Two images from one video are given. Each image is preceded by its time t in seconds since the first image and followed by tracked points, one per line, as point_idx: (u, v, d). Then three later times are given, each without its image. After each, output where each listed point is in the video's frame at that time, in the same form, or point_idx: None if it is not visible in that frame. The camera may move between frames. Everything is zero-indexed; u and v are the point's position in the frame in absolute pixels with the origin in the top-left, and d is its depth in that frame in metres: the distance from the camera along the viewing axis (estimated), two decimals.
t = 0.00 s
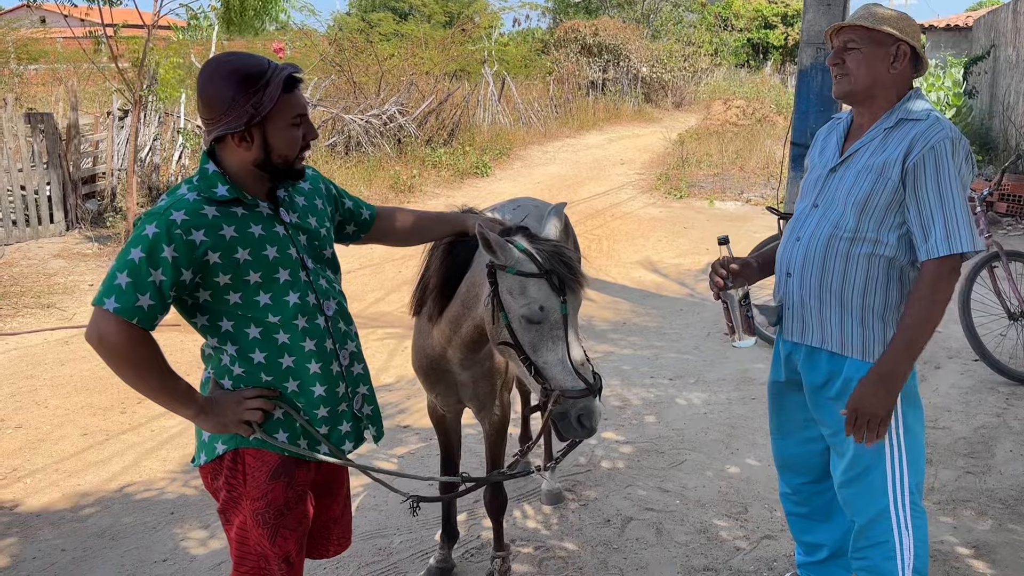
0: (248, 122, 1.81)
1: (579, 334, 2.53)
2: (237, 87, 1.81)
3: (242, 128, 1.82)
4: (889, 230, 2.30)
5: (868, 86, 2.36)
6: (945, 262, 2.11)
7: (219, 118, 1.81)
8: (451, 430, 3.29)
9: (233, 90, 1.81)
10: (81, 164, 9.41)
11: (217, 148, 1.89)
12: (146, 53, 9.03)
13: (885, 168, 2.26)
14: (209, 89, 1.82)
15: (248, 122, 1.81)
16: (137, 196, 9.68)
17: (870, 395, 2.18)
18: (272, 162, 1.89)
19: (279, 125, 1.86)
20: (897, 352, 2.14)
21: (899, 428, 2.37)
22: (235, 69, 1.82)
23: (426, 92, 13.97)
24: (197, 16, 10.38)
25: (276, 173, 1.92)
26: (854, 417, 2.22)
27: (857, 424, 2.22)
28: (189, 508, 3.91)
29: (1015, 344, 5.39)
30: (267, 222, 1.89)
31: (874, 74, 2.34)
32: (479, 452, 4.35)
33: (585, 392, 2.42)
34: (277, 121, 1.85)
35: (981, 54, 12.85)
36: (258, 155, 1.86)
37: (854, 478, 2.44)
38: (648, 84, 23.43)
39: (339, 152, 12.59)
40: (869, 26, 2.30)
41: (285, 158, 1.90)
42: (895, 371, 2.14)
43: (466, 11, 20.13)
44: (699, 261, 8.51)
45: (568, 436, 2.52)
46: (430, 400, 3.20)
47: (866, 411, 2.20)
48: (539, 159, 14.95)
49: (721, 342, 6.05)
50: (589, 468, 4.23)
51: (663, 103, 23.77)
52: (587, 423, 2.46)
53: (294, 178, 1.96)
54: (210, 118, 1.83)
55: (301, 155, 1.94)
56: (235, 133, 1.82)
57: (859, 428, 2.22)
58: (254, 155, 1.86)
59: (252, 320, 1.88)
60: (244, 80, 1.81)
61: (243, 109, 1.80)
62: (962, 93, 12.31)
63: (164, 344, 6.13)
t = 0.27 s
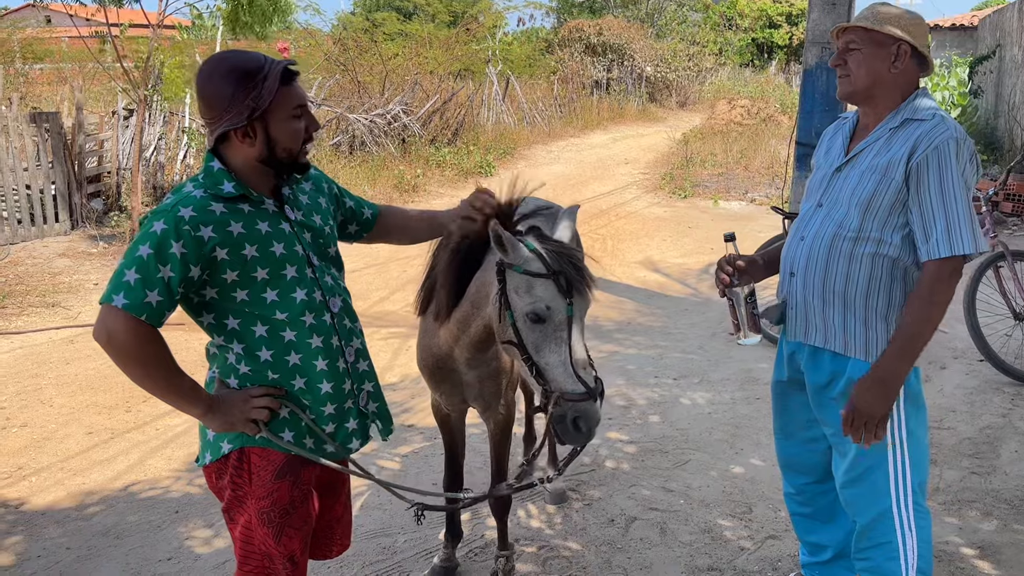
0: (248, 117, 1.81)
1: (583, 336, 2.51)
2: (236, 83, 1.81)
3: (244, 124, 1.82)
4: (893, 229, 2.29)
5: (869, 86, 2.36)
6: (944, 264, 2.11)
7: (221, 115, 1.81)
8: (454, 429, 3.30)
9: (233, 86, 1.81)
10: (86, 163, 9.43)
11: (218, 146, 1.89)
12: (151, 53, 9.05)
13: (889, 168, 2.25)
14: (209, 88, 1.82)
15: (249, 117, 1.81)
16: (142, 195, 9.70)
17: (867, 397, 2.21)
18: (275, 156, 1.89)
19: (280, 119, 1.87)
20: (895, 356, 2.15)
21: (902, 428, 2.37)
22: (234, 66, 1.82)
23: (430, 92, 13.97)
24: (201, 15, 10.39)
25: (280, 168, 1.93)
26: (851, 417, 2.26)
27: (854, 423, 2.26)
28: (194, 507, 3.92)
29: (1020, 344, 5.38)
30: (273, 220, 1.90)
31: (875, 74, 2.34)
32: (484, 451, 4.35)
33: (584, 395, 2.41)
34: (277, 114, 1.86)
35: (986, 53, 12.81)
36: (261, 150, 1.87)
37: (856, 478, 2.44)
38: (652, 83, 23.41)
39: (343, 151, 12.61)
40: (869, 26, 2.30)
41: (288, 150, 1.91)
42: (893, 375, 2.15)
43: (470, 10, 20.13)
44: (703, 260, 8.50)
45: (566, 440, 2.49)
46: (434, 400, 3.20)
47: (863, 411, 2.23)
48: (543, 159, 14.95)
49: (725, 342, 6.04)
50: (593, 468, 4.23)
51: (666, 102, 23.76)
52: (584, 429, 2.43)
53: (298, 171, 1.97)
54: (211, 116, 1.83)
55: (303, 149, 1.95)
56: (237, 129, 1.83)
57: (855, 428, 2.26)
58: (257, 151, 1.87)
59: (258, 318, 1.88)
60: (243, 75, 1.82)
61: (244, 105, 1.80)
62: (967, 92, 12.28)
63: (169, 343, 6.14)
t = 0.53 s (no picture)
0: (244, 117, 1.81)
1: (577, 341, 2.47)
2: (233, 83, 1.81)
3: (239, 125, 1.82)
4: (897, 230, 2.28)
5: (877, 85, 2.35)
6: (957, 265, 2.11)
7: (217, 116, 1.82)
8: (457, 428, 3.30)
9: (229, 88, 1.81)
10: (90, 163, 9.45)
11: (217, 147, 1.90)
12: (154, 53, 9.06)
13: (894, 168, 2.25)
14: (206, 88, 1.83)
15: (245, 117, 1.81)
16: (145, 195, 9.72)
17: (898, 406, 2.17)
18: (272, 158, 1.89)
19: (277, 119, 1.87)
20: (920, 362, 2.12)
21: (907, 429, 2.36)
22: (230, 66, 1.82)
23: (433, 92, 13.97)
24: (204, 15, 10.39)
25: (278, 169, 1.93)
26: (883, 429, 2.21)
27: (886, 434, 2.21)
28: (196, 506, 3.92)
29: None
30: (269, 221, 1.89)
31: (883, 73, 2.33)
32: (486, 451, 4.35)
33: (571, 400, 2.39)
34: (274, 115, 1.86)
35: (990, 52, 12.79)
36: (259, 151, 1.87)
37: (860, 479, 2.43)
38: (655, 83, 23.39)
39: (346, 151, 12.62)
40: (878, 25, 2.29)
41: (286, 152, 1.90)
42: (922, 383, 2.12)
43: (473, 10, 20.12)
44: (706, 260, 8.49)
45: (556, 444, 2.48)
46: (438, 400, 3.20)
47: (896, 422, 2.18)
48: (546, 158, 14.95)
49: (728, 342, 6.04)
50: (595, 468, 4.23)
51: (670, 102, 23.77)
52: (570, 434, 2.40)
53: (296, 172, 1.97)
54: (208, 117, 1.84)
55: (300, 149, 1.95)
56: (232, 129, 1.83)
57: (888, 440, 2.21)
58: (254, 152, 1.87)
59: (254, 319, 1.88)
60: (239, 76, 1.82)
61: (240, 105, 1.80)
62: (971, 92, 12.26)
63: (171, 343, 6.15)
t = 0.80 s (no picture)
0: (235, 121, 1.81)
1: (559, 345, 2.47)
2: (224, 86, 1.81)
3: (231, 127, 1.82)
4: (903, 230, 2.28)
5: (879, 86, 2.34)
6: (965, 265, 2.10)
7: (208, 118, 1.82)
8: (458, 429, 3.29)
9: (220, 90, 1.81)
10: (91, 163, 9.45)
11: (210, 150, 1.90)
12: (155, 53, 9.06)
13: (899, 169, 2.24)
14: (198, 90, 1.83)
15: (236, 121, 1.81)
16: (147, 195, 9.72)
17: (907, 408, 2.16)
18: (265, 161, 1.89)
19: (270, 123, 1.86)
20: (927, 364, 2.12)
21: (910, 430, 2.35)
22: (223, 68, 1.82)
23: (434, 92, 13.97)
24: (205, 15, 10.39)
25: (272, 172, 1.93)
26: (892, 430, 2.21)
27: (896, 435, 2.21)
28: (197, 506, 3.92)
29: None
30: (262, 223, 1.89)
31: (885, 74, 2.33)
32: (486, 451, 4.35)
33: (543, 405, 2.43)
34: (266, 119, 1.85)
35: (992, 52, 12.77)
36: (252, 154, 1.87)
37: (863, 478, 2.43)
38: (657, 83, 23.37)
39: (347, 151, 12.62)
40: (879, 25, 2.28)
41: (279, 156, 1.90)
42: (929, 384, 2.12)
43: (475, 10, 20.11)
44: (707, 260, 8.48)
45: (535, 446, 2.49)
46: (439, 400, 3.20)
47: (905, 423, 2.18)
48: (547, 159, 14.94)
49: (729, 343, 6.03)
50: (596, 468, 4.23)
51: (671, 102, 23.75)
52: (543, 438, 2.45)
53: (290, 175, 1.96)
54: (201, 118, 1.84)
55: (294, 154, 1.94)
56: (224, 132, 1.83)
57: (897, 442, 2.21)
58: (247, 154, 1.87)
59: (247, 322, 1.88)
60: (231, 79, 1.82)
61: (231, 108, 1.80)
62: (973, 92, 12.25)
63: (172, 343, 6.15)
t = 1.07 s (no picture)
0: (242, 122, 1.81)
1: (542, 345, 2.48)
2: (229, 87, 1.81)
3: (237, 129, 1.82)
4: (905, 229, 2.28)
5: (882, 86, 2.33)
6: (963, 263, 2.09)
7: (215, 119, 1.81)
8: (458, 429, 3.29)
9: (225, 91, 1.81)
10: (92, 164, 9.46)
11: (211, 153, 1.89)
12: (155, 54, 9.07)
13: (900, 168, 2.24)
14: (202, 91, 1.82)
15: (242, 121, 1.81)
16: (147, 196, 9.72)
17: (871, 379, 2.16)
18: (270, 162, 1.89)
19: (276, 123, 1.87)
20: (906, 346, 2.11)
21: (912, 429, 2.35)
22: (226, 71, 1.82)
23: (434, 92, 13.97)
24: (206, 15, 10.39)
25: (276, 172, 1.93)
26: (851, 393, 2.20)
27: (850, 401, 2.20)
28: (196, 507, 3.92)
29: None
30: (264, 226, 1.89)
31: (887, 74, 2.32)
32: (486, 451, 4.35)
33: (525, 407, 2.45)
34: (272, 119, 1.86)
35: (992, 51, 12.77)
36: (258, 155, 1.87)
37: (864, 478, 2.42)
38: (657, 83, 23.37)
39: (348, 152, 12.62)
40: (881, 25, 2.28)
41: (285, 156, 1.90)
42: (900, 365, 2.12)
43: (475, 11, 20.13)
44: (707, 261, 8.48)
45: (517, 447, 2.52)
46: (437, 401, 3.20)
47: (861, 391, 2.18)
48: (547, 159, 14.94)
49: (729, 343, 6.03)
50: (596, 469, 4.22)
51: (672, 102, 23.75)
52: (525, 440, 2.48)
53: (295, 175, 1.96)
54: (205, 120, 1.83)
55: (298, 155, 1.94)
56: (230, 134, 1.82)
57: (848, 413, 2.20)
58: (253, 156, 1.87)
59: (248, 325, 1.88)
60: (236, 79, 1.81)
61: (238, 109, 1.80)
62: (973, 92, 12.25)
63: (172, 344, 6.15)
